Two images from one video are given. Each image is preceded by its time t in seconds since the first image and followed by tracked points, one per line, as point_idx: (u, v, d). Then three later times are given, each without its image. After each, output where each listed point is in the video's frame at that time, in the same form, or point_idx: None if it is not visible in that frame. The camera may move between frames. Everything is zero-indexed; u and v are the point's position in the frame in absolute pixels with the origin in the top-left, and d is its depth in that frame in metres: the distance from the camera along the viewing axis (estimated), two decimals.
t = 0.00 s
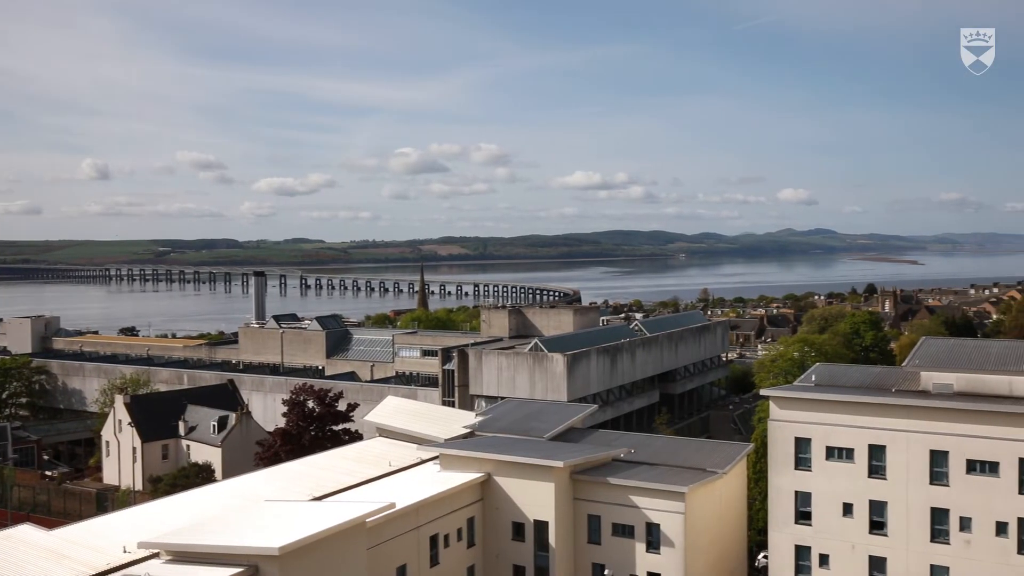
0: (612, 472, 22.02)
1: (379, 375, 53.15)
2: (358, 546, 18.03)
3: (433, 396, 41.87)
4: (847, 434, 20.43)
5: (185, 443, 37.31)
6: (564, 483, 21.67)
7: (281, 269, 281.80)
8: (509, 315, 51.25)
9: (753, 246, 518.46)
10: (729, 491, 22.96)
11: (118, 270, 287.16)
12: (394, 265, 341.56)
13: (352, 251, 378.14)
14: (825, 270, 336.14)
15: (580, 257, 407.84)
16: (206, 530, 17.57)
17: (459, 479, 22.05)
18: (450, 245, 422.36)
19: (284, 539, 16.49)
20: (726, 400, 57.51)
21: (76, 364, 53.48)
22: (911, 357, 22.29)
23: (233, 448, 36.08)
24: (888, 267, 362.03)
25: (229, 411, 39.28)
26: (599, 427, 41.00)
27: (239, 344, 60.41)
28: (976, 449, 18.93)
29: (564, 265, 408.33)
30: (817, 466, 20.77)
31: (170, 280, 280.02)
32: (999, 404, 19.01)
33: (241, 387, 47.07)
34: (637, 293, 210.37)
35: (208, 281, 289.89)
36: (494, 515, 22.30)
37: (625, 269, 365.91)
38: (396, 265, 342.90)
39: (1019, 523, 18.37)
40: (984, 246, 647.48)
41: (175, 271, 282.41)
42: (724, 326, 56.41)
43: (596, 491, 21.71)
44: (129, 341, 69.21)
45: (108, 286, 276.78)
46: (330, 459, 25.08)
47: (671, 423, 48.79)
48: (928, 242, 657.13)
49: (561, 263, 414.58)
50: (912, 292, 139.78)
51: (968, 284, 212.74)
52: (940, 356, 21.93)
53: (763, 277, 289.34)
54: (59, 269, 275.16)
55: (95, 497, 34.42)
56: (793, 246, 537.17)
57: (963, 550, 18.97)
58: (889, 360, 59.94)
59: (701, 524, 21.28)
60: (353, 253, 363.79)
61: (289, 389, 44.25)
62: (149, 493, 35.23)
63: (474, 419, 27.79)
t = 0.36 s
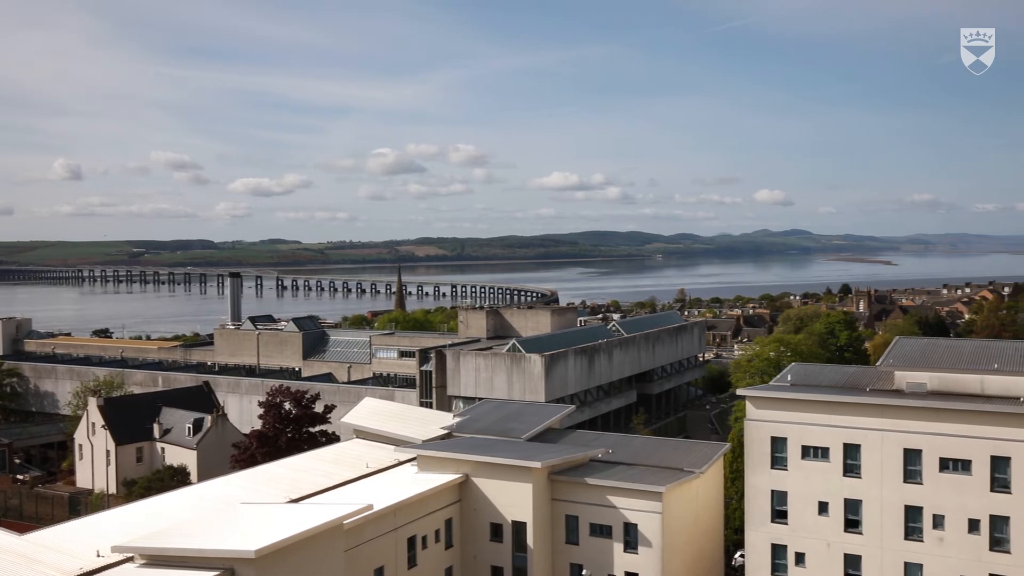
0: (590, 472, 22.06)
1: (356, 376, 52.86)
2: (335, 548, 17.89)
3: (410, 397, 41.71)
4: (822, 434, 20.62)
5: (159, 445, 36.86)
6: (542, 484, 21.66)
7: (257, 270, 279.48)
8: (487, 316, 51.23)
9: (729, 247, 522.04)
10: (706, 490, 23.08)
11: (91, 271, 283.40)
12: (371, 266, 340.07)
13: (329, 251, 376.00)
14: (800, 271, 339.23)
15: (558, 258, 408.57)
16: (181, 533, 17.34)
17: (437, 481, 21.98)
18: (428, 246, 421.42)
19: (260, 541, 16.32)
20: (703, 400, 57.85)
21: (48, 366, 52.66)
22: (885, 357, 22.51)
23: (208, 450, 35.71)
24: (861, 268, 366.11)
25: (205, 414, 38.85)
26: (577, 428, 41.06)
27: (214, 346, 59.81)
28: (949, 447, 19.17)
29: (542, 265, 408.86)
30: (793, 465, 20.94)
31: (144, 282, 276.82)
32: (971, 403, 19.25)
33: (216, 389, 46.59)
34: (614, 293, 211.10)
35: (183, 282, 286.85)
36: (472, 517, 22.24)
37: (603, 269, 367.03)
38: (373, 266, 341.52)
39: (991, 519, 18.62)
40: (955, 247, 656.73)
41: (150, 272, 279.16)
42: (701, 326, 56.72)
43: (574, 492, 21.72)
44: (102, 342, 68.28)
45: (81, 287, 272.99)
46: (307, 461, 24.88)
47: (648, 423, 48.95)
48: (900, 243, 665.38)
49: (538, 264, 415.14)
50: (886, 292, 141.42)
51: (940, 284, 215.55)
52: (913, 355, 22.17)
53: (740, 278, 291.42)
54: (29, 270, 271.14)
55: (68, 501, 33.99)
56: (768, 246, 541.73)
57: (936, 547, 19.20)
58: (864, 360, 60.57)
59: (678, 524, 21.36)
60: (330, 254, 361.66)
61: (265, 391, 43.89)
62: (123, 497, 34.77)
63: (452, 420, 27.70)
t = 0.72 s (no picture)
0: (567, 473, 22.09)
1: (332, 378, 52.57)
2: (311, 551, 17.76)
3: (387, 399, 41.53)
4: (797, 433, 20.79)
5: (132, 449, 36.42)
6: (519, 485, 21.65)
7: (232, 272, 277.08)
8: (463, 318, 51.15)
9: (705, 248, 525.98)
10: (682, 490, 23.19)
11: (62, 273, 279.54)
12: (347, 267, 338.41)
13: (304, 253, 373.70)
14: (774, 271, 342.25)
15: (535, 259, 409.17)
16: (154, 538, 17.12)
17: (414, 483, 21.88)
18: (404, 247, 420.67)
19: (235, 545, 16.16)
20: (679, 400, 58.17)
21: (19, 370, 51.81)
22: (859, 356, 22.73)
23: (182, 454, 35.33)
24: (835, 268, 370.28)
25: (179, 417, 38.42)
26: (554, 429, 41.10)
27: (188, 349, 59.18)
28: (921, 445, 19.40)
29: (519, 267, 409.09)
30: (768, 464, 21.10)
31: (117, 284, 273.51)
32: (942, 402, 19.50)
33: (190, 392, 46.08)
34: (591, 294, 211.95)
35: (156, 284, 283.64)
36: (449, 518, 22.17)
37: (580, 271, 368.13)
38: (349, 267, 339.86)
39: (962, 517, 18.88)
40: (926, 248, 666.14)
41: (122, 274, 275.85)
42: (677, 327, 57.04)
43: (551, 493, 21.73)
44: (74, 345, 67.32)
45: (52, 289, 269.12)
46: (282, 464, 24.67)
47: (625, 424, 49.12)
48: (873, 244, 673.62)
49: (515, 265, 415.39)
50: (859, 293, 143.05)
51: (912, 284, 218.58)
52: (885, 355, 22.42)
53: (715, 279, 293.56)
54: None
55: (38, 506, 33.86)
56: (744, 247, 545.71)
57: (909, 544, 19.41)
58: (838, 359, 61.24)
59: (655, 524, 21.45)
60: (306, 255, 359.43)
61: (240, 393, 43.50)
62: (95, 502, 34.27)
63: (429, 422, 27.60)
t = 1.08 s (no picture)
0: (539, 474, 22.09)
1: (303, 381, 52.16)
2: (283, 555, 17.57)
3: (359, 402, 41.28)
4: (767, 433, 20.97)
5: (99, 453, 35.84)
6: (491, 487, 21.61)
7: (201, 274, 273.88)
8: (436, 320, 50.97)
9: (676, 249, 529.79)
10: (654, 490, 23.31)
11: (27, 275, 274.54)
12: (319, 269, 336.07)
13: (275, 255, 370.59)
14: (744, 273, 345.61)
15: (507, 260, 409.45)
16: (123, 544, 16.83)
17: (386, 485, 21.76)
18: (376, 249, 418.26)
19: (206, 549, 15.95)
20: (651, 401, 58.46)
21: None
22: (827, 357, 22.99)
23: (151, 458, 34.84)
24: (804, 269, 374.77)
25: (147, 420, 37.86)
26: (526, 430, 41.09)
27: (157, 352, 58.38)
28: (889, 444, 19.65)
29: (491, 268, 408.96)
30: (739, 464, 21.27)
31: (83, 286, 269.18)
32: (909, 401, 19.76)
33: (159, 396, 45.47)
34: (563, 296, 212.40)
35: (124, 286, 279.56)
36: (421, 521, 22.07)
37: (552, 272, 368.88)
38: (321, 269, 337.54)
39: (929, 515, 19.15)
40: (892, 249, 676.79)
41: (89, 276, 271.53)
42: (648, 328, 57.35)
43: (523, 494, 21.72)
44: (38, 348, 66.13)
45: (16, 292, 264.25)
46: (252, 468, 24.40)
47: (597, 425, 49.26)
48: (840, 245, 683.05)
49: (487, 267, 415.22)
50: (827, 294, 144.93)
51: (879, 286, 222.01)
52: (853, 355, 22.69)
53: (686, 280, 295.66)
54: None
55: (3, 512, 33.83)
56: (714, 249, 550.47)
57: (877, 542, 19.64)
58: (807, 360, 61.95)
59: (627, 524, 21.52)
60: (276, 257, 356.20)
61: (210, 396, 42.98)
62: (61, 507, 33.67)
63: (401, 424, 27.46)
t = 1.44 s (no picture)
0: (515, 475, 22.06)
1: (277, 383, 51.74)
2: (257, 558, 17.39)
3: (333, 404, 41.01)
4: (741, 434, 21.11)
5: (69, 457, 35.25)
6: (467, 488, 21.55)
7: (173, 275, 270.74)
8: (411, 321, 50.75)
9: (651, 250, 533.12)
10: (630, 490, 23.37)
11: None
12: (293, 270, 333.60)
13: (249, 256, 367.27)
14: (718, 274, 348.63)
15: (483, 261, 409.21)
16: (94, 548, 16.57)
17: (361, 487, 21.63)
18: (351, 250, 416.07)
19: (179, 553, 15.74)
20: (626, 402, 58.67)
21: None
22: (800, 357, 23.20)
23: (123, 461, 34.34)
24: (777, 270, 378.34)
25: (118, 423, 37.30)
26: (502, 431, 41.02)
27: (128, 354, 57.58)
28: (862, 443, 19.85)
29: (466, 270, 407.98)
30: (713, 464, 21.39)
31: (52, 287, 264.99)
32: (881, 401, 19.97)
33: (130, 398, 44.85)
34: (539, 297, 212.62)
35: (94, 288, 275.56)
36: (397, 523, 21.95)
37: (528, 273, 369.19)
38: (296, 270, 335.19)
39: (900, 513, 19.38)
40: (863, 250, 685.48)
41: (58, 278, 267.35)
42: (624, 329, 57.57)
43: (499, 495, 21.67)
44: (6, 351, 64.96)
45: None
46: (226, 470, 24.13)
47: (573, 426, 49.32)
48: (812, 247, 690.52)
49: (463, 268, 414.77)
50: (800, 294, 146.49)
51: (851, 287, 225.09)
52: (825, 355, 22.93)
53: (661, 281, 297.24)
54: None
55: None
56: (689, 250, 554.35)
57: (850, 541, 19.83)
58: (780, 360, 62.56)
59: (602, 525, 21.55)
60: (250, 258, 352.98)
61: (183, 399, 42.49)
62: (30, 512, 33.07)
63: (376, 426, 27.31)
